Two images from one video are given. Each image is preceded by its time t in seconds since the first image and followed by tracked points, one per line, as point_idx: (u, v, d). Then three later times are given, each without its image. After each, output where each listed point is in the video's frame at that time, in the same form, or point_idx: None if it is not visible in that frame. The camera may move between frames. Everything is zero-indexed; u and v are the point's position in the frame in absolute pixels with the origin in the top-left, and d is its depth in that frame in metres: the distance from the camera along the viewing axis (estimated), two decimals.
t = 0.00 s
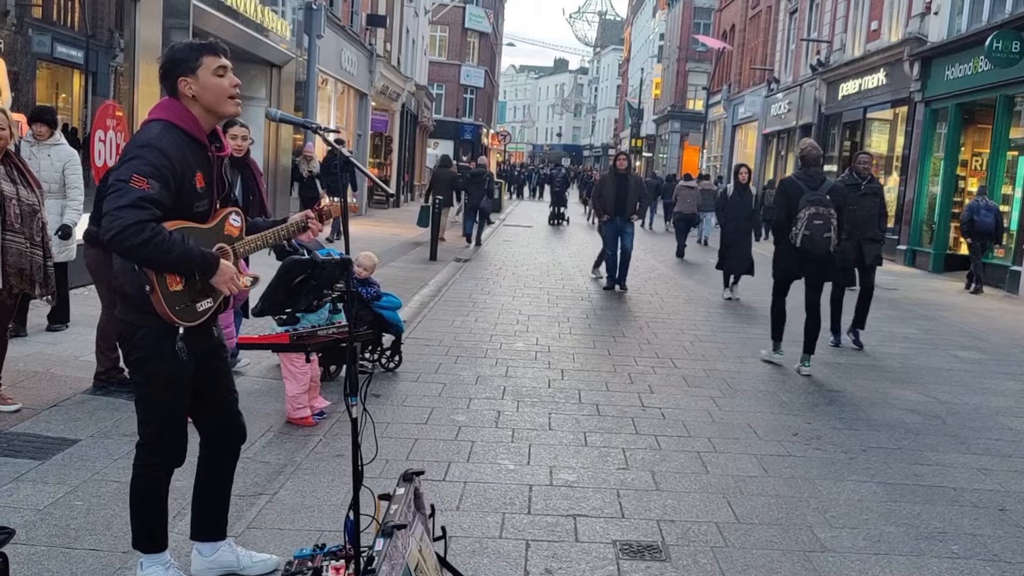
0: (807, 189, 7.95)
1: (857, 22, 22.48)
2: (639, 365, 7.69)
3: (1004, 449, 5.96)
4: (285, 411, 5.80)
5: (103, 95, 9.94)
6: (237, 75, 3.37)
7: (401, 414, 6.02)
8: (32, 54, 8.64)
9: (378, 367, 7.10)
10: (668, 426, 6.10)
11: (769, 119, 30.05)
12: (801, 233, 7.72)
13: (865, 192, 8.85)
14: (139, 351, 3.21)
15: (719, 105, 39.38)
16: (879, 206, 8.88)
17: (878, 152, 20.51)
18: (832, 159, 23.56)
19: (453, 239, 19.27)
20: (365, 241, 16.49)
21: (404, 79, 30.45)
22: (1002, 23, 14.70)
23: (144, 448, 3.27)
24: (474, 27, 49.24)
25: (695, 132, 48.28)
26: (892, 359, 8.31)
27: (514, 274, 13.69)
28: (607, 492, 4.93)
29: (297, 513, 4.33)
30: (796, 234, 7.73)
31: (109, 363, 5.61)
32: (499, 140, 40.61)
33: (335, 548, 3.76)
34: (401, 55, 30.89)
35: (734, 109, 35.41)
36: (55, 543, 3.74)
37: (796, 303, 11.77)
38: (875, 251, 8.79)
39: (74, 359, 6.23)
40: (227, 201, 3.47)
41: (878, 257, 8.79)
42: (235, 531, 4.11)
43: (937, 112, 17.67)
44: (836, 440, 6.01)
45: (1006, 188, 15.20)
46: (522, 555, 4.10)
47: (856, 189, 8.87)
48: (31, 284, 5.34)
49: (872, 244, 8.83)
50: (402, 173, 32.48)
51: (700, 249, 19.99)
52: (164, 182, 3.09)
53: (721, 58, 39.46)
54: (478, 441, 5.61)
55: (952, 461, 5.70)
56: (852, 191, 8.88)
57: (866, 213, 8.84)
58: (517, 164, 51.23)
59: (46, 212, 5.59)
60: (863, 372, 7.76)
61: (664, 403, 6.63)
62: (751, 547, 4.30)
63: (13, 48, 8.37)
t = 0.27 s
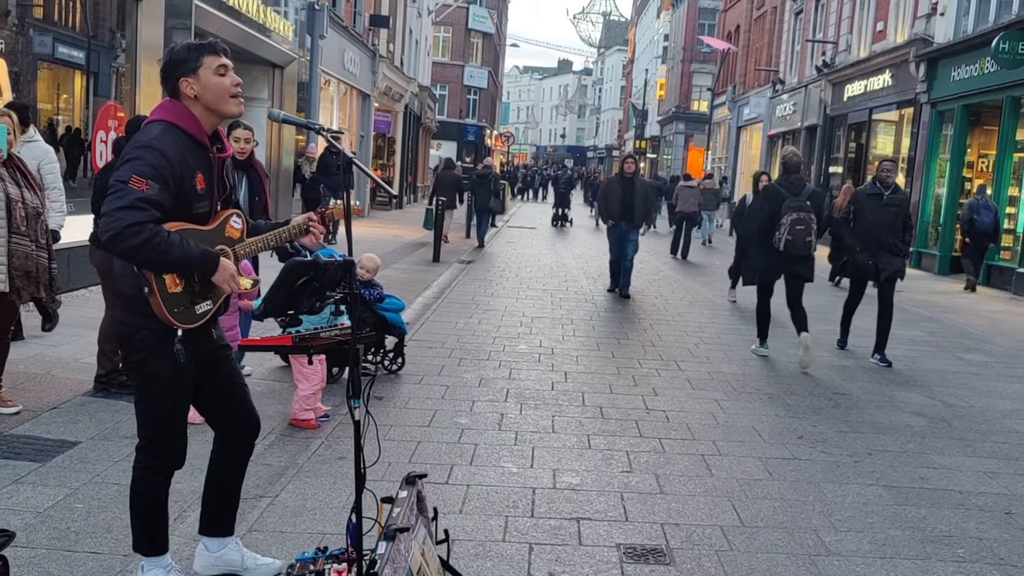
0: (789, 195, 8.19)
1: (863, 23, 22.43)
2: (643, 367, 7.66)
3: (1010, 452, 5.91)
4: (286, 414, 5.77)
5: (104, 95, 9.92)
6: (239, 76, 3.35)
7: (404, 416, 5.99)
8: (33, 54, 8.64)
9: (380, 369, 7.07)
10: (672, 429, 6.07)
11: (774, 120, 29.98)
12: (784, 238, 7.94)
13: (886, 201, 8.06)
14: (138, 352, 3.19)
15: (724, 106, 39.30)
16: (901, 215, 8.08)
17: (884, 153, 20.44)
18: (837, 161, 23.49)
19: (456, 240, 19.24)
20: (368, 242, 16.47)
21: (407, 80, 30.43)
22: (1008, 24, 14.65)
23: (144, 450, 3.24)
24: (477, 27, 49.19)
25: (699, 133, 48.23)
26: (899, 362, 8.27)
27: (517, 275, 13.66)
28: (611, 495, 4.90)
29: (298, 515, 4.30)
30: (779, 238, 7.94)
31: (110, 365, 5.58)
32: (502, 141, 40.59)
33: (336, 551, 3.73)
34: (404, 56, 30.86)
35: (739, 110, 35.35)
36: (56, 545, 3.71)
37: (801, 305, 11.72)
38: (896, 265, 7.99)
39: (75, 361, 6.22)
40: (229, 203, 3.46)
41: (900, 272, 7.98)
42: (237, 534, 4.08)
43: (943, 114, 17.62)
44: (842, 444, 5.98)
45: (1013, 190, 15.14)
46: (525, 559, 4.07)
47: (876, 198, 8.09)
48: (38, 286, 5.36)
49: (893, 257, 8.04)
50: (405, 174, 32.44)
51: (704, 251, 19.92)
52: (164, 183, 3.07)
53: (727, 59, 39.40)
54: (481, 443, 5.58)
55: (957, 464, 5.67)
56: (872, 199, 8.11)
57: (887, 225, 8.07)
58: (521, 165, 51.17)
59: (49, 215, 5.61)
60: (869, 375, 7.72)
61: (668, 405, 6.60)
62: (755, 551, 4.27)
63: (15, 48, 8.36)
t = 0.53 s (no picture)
0: (777, 189, 8.69)
1: (868, 24, 22.38)
2: (648, 371, 7.63)
3: (1017, 456, 5.88)
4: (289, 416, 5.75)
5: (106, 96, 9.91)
6: (242, 77, 3.32)
7: (407, 419, 5.97)
8: (34, 55, 8.63)
9: (383, 372, 7.05)
10: (676, 433, 6.03)
11: (779, 122, 29.93)
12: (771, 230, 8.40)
13: (903, 196, 7.81)
14: (139, 355, 3.17)
15: (729, 108, 39.27)
16: (920, 212, 7.81)
17: (889, 155, 20.39)
18: (842, 163, 23.44)
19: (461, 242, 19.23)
20: (372, 245, 16.45)
21: (410, 82, 30.42)
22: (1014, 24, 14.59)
23: (145, 453, 3.22)
24: (480, 28, 49.17)
25: (704, 135, 48.20)
26: (905, 365, 8.23)
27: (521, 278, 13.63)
28: (615, 499, 4.86)
29: (301, 519, 4.28)
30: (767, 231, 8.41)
31: (112, 367, 5.57)
32: (506, 143, 40.58)
33: (339, 554, 3.71)
34: (407, 57, 30.84)
35: (744, 111, 35.31)
36: (57, 549, 3.69)
37: (805, 307, 11.68)
38: (913, 265, 7.68)
39: (76, 364, 6.20)
40: (232, 205, 3.44)
41: (917, 273, 7.67)
42: (239, 538, 4.06)
43: (949, 115, 17.57)
44: (847, 447, 5.94)
45: (1019, 193, 15.10)
46: (528, 562, 4.05)
47: (892, 194, 7.85)
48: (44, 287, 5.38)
49: (911, 257, 7.71)
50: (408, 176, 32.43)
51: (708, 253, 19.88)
52: (164, 185, 3.04)
53: (731, 60, 39.35)
54: (484, 447, 5.55)
55: (964, 468, 5.63)
56: (888, 195, 7.86)
57: (904, 221, 7.80)
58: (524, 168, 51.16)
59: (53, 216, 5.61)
60: (875, 379, 7.68)
61: (672, 408, 6.57)
62: (760, 555, 4.23)
63: (15, 49, 8.34)
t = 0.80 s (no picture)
0: (769, 194, 9.30)
1: (873, 24, 22.33)
2: (651, 373, 7.59)
3: None
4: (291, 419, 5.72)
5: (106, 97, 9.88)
6: (245, 78, 3.31)
7: (410, 422, 5.94)
8: (34, 55, 8.61)
9: (385, 374, 7.02)
10: (680, 436, 5.99)
11: (783, 123, 29.87)
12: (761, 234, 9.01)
13: (920, 206, 7.54)
14: (140, 357, 3.14)
15: (733, 109, 39.19)
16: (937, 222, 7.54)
17: (894, 157, 20.34)
18: (847, 164, 23.39)
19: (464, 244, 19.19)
20: (374, 246, 16.42)
21: (413, 82, 30.39)
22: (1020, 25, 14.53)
23: (146, 455, 3.20)
24: (483, 29, 49.11)
25: (707, 136, 48.12)
26: (910, 368, 8.19)
27: (524, 280, 13.60)
28: (618, 503, 4.83)
29: (302, 522, 4.25)
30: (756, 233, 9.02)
31: (114, 369, 5.55)
32: (509, 144, 40.54)
33: (341, 558, 3.69)
34: (409, 58, 30.80)
35: (748, 112, 35.25)
36: (57, 552, 3.67)
37: (809, 309, 11.64)
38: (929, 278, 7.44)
39: (77, 365, 6.18)
40: (233, 206, 3.42)
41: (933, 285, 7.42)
42: (240, 541, 4.03)
43: (954, 117, 17.52)
44: (852, 450, 5.90)
45: None
46: (531, 566, 4.01)
47: (909, 203, 7.57)
48: (51, 288, 5.38)
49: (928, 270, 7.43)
50: (410, 177, 32.39)
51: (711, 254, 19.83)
52: (168, 187, 3.02)
53: (735, 60, 39.27)
54: (486, 449, 5.52)
55: (969, 471, 5.59)
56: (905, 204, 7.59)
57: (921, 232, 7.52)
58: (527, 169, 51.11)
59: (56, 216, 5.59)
60: (880, 381, 7.63)
61: (675, 411, 6.54)
62: (764, 559, 4.20)
63: (16, 49, 8.32)
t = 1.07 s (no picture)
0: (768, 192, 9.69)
1: (878, 25, 22.30)
2: (654, 376, 7.55)
3: None
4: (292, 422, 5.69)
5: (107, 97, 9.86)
6: (250, 80, 3.27)
7: (411, 424, 5.91)
8: (34, 55, 8.59)
9: (387, 377, 6.99)
10: (684, 439, 5.96)
11: (787, 124, 29.82)
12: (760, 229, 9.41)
13: (938, 201, 7.13)
14: (141, 358, 3.12)
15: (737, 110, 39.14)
16: (957, 218, 7.13)
17: (899, 158, 20.29)
18: (851, 166, 23.35)
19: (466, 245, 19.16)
20: (377, 248, 16.40)
21: (415, 83, 30.38)
22: None
23: (147, 458, 3.17)
24: (486, 29, 49.06)
25: (711, 137, 48.04)
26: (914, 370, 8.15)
27: (526, 281, 13.57)
28: (621, 506, 4.80)
29: (303, 526, 4.22)
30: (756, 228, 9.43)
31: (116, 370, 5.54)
32: (512, 145, 40.51)
33: (341, 562, 3.66)
34: (411, 58, 30.78)
35: (752, 113, 35.21)
36: (56, 556, 3.64)
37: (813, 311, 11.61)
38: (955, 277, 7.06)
39: (77, 367, 6.15)
40: (236, 208, 3.39)
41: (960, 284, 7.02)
42: (241, 544, 4.00)
43: (959, 118, 17.48)
44: (857, 453, 5.87)
45: None
46: (534, 570, 3.98)
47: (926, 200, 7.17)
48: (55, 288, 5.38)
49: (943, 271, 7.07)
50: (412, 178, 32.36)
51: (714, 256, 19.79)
52: (169, 189, 2.99)
53: (739, 61, 39.23)
54: (489, 452, 5.49)
55: (974, 475, 5.55)
56: (922, 200, 7.19)
57: (941, 229, 7.13)
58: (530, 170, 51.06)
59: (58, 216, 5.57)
60: (884, 384, 7.59)
61: (679, 414, 6.50)
62: (768, 563, 4.16)
63: (16, 49, 8.31)
